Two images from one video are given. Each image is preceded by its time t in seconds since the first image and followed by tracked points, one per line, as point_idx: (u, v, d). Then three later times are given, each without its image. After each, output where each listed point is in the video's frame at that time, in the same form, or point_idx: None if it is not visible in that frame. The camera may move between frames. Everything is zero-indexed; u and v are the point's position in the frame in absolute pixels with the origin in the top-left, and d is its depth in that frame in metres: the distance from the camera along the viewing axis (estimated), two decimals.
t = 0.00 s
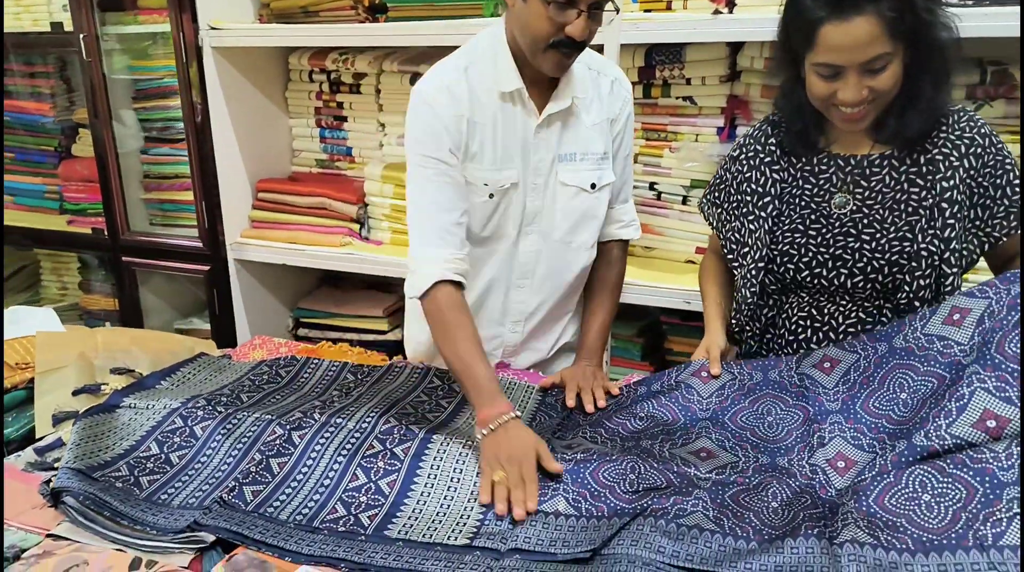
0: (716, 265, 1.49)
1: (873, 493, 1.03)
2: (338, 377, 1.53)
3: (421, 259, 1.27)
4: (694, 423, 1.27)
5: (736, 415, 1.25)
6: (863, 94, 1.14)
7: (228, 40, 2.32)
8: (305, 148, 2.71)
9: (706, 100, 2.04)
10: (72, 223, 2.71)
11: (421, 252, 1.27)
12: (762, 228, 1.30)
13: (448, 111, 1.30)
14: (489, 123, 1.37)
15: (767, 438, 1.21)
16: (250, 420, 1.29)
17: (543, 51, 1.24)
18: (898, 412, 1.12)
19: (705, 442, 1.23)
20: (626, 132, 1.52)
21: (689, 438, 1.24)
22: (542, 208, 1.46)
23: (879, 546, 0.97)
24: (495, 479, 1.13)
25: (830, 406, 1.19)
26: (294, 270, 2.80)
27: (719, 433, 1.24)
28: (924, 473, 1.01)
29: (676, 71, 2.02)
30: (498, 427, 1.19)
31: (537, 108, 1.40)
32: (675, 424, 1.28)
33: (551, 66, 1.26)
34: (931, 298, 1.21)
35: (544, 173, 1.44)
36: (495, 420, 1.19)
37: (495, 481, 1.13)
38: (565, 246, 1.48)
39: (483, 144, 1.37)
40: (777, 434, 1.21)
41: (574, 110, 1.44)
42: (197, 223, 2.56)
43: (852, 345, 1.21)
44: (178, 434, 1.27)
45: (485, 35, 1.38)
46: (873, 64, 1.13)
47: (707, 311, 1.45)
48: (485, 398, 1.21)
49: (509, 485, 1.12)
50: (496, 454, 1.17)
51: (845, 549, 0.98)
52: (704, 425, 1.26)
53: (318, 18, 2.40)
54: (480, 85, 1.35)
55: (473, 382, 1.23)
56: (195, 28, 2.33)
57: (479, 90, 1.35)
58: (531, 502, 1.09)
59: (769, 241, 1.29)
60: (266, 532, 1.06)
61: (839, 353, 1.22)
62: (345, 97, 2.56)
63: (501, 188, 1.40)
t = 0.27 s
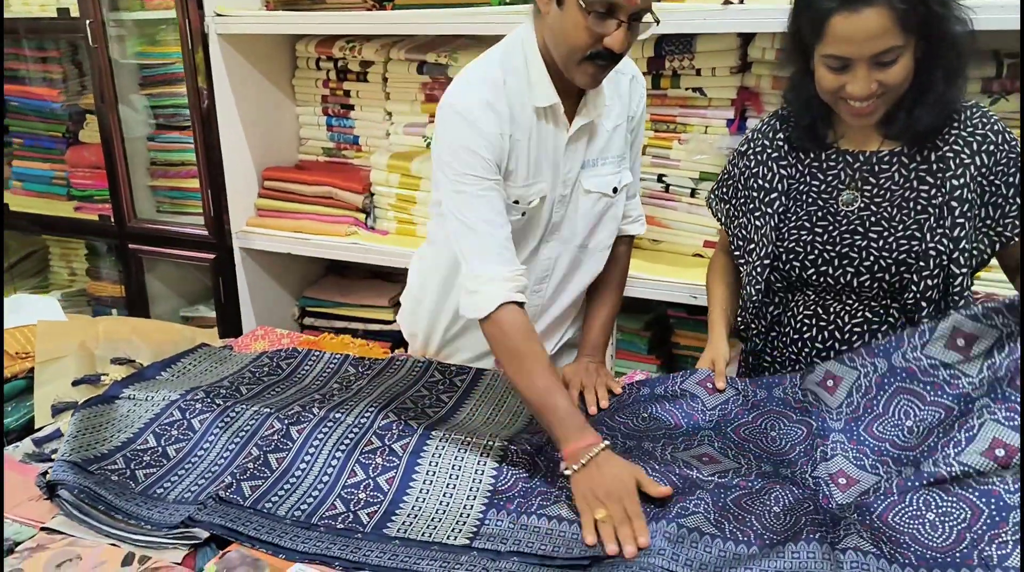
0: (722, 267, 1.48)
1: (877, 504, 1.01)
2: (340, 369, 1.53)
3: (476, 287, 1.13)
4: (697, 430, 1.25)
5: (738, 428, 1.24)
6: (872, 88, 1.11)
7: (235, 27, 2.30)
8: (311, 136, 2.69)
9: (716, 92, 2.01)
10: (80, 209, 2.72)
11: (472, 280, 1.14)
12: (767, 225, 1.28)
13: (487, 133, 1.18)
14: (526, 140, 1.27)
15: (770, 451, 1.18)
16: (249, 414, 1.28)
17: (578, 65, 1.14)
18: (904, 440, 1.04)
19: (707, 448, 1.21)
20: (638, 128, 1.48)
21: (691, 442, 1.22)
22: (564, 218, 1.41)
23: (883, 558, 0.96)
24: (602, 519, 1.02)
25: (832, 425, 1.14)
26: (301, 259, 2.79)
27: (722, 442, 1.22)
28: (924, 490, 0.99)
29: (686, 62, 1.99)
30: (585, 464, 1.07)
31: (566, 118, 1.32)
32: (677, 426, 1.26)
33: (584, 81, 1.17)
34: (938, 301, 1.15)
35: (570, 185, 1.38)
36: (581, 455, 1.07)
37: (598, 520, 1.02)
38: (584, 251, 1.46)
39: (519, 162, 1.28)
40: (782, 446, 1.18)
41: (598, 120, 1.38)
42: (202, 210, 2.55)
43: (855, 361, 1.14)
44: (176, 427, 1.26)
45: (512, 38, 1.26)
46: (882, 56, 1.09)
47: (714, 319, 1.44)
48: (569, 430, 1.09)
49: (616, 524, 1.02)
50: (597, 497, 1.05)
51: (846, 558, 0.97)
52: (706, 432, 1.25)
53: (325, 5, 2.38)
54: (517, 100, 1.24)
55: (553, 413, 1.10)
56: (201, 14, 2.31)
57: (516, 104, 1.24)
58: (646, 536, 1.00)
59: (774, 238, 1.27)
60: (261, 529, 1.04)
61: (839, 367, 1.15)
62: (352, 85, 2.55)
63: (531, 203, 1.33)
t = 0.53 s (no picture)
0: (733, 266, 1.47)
1: (885, 515, 1.03)
2: (341, 359, 1.51)
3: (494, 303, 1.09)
4: (701, 431, 1.25)
5: (741, 433, 1.23)
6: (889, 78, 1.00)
7: (241, 9, 2.27)
8: (319, 120, 2.67)
9: (729, 78, 1.97)
10: (87, 191, 2.71)
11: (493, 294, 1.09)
12: (780, 218, 1.27)
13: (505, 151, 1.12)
14: (536, 150, 1.23)
15: (776, 456, 1.18)
16: (247, 404, 1.27)
17: (588, 78, 1.10)
18: (920, 476, 1.06)
19: (709, 450, 1.19)
20: (645, 120, 1.44)
21: (694, 443, 1.20)
22: (569, 220, 1.40)
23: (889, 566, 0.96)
24: (676, 544, 0.96)
25: (840, 444, 1.17)
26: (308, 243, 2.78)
27: (726, 445, 1.21)
28: (937, 511, 1.01)
29: (699, 47, 1.95)
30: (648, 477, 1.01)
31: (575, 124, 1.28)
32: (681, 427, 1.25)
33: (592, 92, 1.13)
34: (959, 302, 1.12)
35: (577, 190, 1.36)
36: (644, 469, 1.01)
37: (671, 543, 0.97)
38: (588, 249, 1.45)
39: (528, 171, 1.24)
40: (786, 453, 1.18)
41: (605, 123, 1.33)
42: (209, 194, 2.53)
43: (867, 397, 1.17)
44: (173, 417, 1.25)
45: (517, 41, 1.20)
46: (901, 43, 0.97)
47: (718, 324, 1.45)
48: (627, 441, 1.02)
49: (692, 547, 0.96)
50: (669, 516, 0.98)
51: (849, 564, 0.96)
52: (709, 434, 1.23)
53: None
54: (525, 108, 1.19)
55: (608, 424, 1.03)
56: None
57: (525, 112, 1.19)
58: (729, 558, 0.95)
59: (787, 232, 1.26)
60: (255, 524, 1.03)
61: (847, 398, 1.19)
62: (360, 68, 2.51)
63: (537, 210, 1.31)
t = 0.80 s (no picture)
0: (747, 257, 1.43)
1: (895, 518, 1.01)
2: (346, 349, 1.50)
3: (467, 290, 1.10)
4: (707, 427, 1.23)
5: (749, 430, 1.21)
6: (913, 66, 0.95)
7: None
8: (328, 102, 2.64)
9: (743, 62, 1.92)
10: (98, 171, 2.68)
11: (468, 283, 1.10)
12: (799, 209, 1.22)
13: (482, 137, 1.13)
14: (523, 137, 1.22)
15: (784, 455, 1.16)
16: (248, 395, 1.25)
17: (573, 62, 1.08)
18: (932, 481, 1.09)
19: (716, 447, 1.17)
20: (655, 109, 1.40)
21: (700, 441, 1.19)
22: (564, 210, 1.37)
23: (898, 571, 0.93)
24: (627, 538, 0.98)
25: (850, 447, 1.17)
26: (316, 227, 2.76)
27: (733, 442, 1.19)
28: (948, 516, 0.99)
29: (714, 30, 1.91)
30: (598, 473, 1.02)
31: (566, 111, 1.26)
32: (687, 423, 1.23)
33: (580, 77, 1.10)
34: (978, 302, 1.09)
35: (571, 179, 1.33)
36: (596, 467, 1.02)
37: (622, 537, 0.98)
38: (587, 242, 1.42)
39: (515, 159, 1.23)
40: (795, 451, 1.16)
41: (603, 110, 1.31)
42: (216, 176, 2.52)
43: (879, 405, 1.20)
44: (174, 407, 1.24)
45: (507, 27, 1.19)
46: (927, 28, 0.92)
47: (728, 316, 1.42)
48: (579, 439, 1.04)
49: (644, 541, 0.97)
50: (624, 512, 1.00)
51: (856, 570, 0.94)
52: (716, 430, 1.22)
53: None
54: (511, 94, 1.18)
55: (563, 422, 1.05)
56: None
57: (511, 99, 1.19)
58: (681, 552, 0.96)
59: (804, 223, 1.22)
60: (252, 519, 1.02)
61: (859, 404, 1.21)
62: (369, 49, 2.48)
63: (528, 198, 1.29)
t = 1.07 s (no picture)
0: (768, 245, 1.43)
1: (912, 519, 0.98)
2: (351, 338, 1.48)
3: (442, 277, 1.10)
4: (718, 420, 1.19)
5: (762, 424, 1.18)
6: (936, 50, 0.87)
7: None
8: (336, 83, 2.60)
9: (760, 42, 1.87)
10: (106, 154, 2.66)
11: (440, 271, 1.11)
12: (818, 196, 1.23)
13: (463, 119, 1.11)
14: (512, 119, 1.20)
15: (797, 451, 1.12)
16: (251, 385, 1.24)
17: (568, 44, 1.04)
18: (949, 481, 1.04)
19: (727, 441, 1.14)
20: (663, 92, 1.36)
21: (711, 435, 1.16)
22: (564, 196, 1.34)
23: None
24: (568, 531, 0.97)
25: (865, 443, 1.14)
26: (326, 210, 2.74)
27: (744, 436, 1.16)
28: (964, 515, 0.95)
29: (729, 9, 1.85)
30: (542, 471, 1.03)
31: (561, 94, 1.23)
32: (698, 416, 1.20)
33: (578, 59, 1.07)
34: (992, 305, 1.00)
35: (570, 163, 1.30)
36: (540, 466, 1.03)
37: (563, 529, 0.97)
38: (590, 229, 1.39)
39: (503, 142, 1.21)
40: (808, 447, 1.13)
41: (602, 90, 1.28)
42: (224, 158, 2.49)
43: (897, 401, 1.17)
44: (176, 397, 1.23)
45: (501, 8, 1.17)
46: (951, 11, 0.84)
47: (746, 307, 1.40)
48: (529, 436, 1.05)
49: (585, 536, 0.96)
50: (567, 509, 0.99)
51: None
52: (726, 423, 1.18)
53: None
54: (500, 76, 1.17)
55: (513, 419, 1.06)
56: None
57: (497, 80, 1.17)
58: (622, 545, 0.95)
59: (823, 211, 1.23)
60: (253, 513, 1.00)
61: (876, 397, 1.18)
62: (377, 30, 2.44)
63: (521, 184, 1.26)
